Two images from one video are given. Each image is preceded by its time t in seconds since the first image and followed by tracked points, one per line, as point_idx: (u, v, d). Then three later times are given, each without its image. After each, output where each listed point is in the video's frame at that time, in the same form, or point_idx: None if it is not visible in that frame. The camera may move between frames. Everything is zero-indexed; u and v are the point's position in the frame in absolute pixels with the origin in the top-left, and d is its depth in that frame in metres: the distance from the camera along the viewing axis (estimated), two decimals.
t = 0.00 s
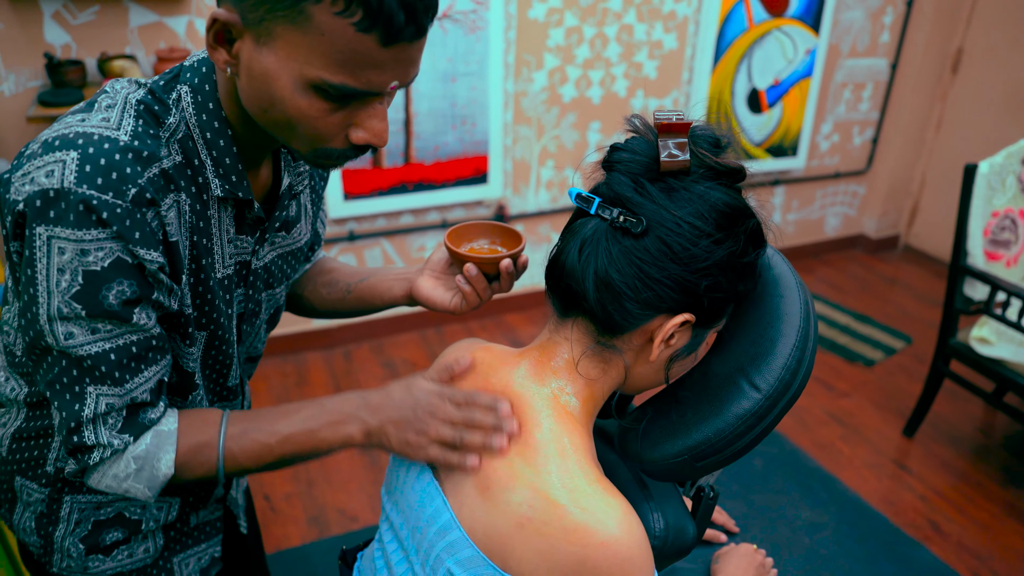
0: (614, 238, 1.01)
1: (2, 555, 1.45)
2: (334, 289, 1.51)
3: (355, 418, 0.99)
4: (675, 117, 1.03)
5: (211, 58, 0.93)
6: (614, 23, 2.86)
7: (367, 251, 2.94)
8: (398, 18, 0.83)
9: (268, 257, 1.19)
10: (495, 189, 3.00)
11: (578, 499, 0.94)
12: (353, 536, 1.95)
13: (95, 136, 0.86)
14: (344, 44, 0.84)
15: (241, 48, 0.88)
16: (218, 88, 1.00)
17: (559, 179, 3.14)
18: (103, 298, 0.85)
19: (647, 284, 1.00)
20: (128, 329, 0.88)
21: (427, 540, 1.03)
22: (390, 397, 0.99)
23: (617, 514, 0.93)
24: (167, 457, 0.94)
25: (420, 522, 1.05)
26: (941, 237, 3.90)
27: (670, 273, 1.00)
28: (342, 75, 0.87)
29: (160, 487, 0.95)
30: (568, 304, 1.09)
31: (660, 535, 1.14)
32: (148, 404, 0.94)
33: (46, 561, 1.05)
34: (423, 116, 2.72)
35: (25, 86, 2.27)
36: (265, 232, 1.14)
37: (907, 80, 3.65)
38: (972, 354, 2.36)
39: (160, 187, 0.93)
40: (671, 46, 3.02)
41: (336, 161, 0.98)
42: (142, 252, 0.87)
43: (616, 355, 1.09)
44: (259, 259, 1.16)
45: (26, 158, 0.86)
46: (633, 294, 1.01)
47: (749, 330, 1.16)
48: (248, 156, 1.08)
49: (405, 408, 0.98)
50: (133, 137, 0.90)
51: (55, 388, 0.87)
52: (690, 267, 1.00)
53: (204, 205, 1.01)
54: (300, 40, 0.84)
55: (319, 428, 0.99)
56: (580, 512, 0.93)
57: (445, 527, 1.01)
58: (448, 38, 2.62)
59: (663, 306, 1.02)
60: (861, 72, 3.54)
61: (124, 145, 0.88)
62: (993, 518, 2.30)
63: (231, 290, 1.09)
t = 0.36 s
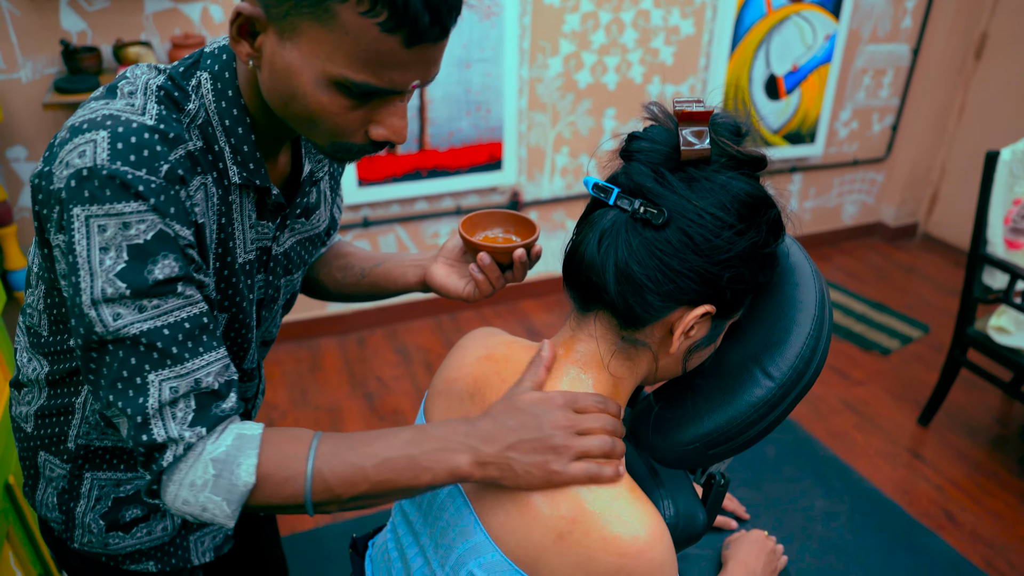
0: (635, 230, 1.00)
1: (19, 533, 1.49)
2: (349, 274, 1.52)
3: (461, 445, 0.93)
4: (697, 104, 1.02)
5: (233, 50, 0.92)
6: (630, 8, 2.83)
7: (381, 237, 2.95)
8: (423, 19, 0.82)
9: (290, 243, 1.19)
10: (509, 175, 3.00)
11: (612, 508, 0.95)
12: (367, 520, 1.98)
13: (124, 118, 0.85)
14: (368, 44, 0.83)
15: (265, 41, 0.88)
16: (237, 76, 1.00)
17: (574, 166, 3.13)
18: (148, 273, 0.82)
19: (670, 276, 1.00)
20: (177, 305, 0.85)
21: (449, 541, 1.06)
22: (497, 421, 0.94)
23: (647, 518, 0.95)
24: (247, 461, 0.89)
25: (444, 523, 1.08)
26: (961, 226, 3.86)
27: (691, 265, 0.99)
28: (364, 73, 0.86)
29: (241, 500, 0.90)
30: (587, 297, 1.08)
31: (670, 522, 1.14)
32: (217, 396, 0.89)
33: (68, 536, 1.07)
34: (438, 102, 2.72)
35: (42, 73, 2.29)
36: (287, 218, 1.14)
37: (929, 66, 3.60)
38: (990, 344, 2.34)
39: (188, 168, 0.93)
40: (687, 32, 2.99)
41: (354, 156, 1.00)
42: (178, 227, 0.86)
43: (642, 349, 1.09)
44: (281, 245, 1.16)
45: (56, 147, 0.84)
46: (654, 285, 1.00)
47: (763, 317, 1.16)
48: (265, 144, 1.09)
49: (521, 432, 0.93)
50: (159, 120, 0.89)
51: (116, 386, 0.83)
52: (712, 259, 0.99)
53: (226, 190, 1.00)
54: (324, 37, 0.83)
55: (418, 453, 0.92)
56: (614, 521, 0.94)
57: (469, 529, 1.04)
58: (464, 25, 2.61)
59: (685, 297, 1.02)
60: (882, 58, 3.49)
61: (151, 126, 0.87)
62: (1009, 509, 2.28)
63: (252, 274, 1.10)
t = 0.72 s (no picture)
0: (639, 214, 1.00)
1: (24, 519, 1.49)
2: (355, 267, 1.51)
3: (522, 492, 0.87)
4: (699, 86, 1.00)
5: (264, 53, 0.91)
6: None
7: (383, 223, 2.95)
8: (466, 34, 0.83)
9: (304, 240, 1.20)
10: (511, 159, 2.99)
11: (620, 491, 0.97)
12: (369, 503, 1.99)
13: (154, 122, 0.84)
14: (409, 55, 0.83)
15: (301, 46, 0.87)
16: (263, 78, 0.98)
17: (575, 151, 3.12)
18: (187, 279, 0.80)
19: (674, 261, 1.00)
20: (216, 309, 0.83)
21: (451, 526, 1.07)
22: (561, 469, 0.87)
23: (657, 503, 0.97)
24: (298, 478, 0.86)
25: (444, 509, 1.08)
26: (962, 210, 3.86)
27: (697, 250, 0.99)
28: (404, 84, 0.86)
29: (288, 518, 0.86)
30: (590, 282, 1.08)
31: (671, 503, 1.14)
32: (261, 400, 0.87)
33: (71, 532, 1.08)
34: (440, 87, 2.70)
35: (39, 57, 2.28)
36: (304, 215, 1.16)
37: (932, 50, 3.57)
38: (990, 329, 2.34)
39: (218, 171, 0.93)
40: (689, 15, 2.97)
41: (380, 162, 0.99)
42: (214, 232, 0.85)
43: (644, 334, 1.09)
44: (296, 242, 1.17)
45: (84, 153, 0.82)
46: (659, 270, 1.00)
47: (765, 301, 1.16)
48: (287, 145, 1.07)
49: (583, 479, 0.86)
50: (186, 124, 0.89)
51: (156, 395, 0.81)
52: (716, 243, 0.99)
53: (250, 191, 1.01)
54: (366, 47, 0.83)
55: (476, 497, 0.87)
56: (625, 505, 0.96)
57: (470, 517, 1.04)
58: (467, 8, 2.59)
59: (689, 282, 1.02)
60: (884, 41, 3.46)
61: (180, 130, 0.86)
62: (1009, 493, 2.30)
63: (274, 271, 1.11)
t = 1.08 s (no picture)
0: (621, 196, 1.01)
1: (24, 508, 1.49)
2: (356, 254, 1.51)
3: (378, 402, 0.96)
4: (691, 73, 1.01)
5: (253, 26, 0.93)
6: None
7: (383, 214, 2.95)
8: (446, 4, 0.83)
9: (295, 221, 1.21)
10: (512, 151, 2.98)
11: (588, 451, 0.95)
12: (368, 494, 1.99)
13: (129, 98, 0.87)
14: (391, 25, 0.84)
15: (287, 19, 0.89)
16: (252, 56, 1.01)
17: (576, 142, 3.12)
18: (129, 257, 0.85)
19: (652, 242, 1.00)
20: (152, 290, 0.88)
21: (436, 495, 1.04)
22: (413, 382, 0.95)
23: (627, 467, 0.94)
24: (185, 425, 0.93)
25: (430, 476, 1.06)
26: (964, 203, 3.85)
27: (675, 232, 0.99)
28: (386, 54, 0.87)
29: (177, 457, 0.94)
30: (576, 261, 1.09)
31: (671, 495, 1.15)
32: (172, 370, 0.93)
33: (76, 505, 1.09)
34: (440, 78, 2.69)
35: (38, 48, 2.27)
36: (292, 196, 1.16)
37: (934, 42, 3.56)
38: (990, 322, 2.34)
39: (191, 150, 0.93)
40: (690, 6, 2.95)
41: (368, 136, 1.00)
42: (171, 214, 0.87)
43: (623, 313, 1.08)
44: (286, 223, 1.18)
45: (61, 119, 0.86)
46: (637, 251, 1.00)
47: (765, 291, 1.16)
48: (277, 120, 1.09)
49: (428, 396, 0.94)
50: (167, 100, 0.91)
51: (81, 346, 0.88)
52: (695, 227, 0.99)
53: (232, 168, 1.02)
54: (348, 17, 0.84)
55: (341, 409, 0.96)
56: (590, 465, 0.94)
57: (454, 481, 1.02)
58: None
59: (667, 264, 1.01)
60: (886, 33, 3.45)
61: (158, 107, 0.89)
62: (1006, 485, 2.30)
63: (257, 253, 1.11)
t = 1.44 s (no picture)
0: (640, 201, 0.99)
1: (23, 503, 1.49)
2: (354, 241, 1.51)
3: (448, 392, 0.96)
4: (701, 71, 1.01)
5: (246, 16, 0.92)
6: None
7: (382, 209, 2.94)
8: None
9: (294, 210, 1.21)
10: (511, 145, 2.98)
11: (610, 473, 0.94)
12: (369, 489, 1.99)
13: (130, 80, 0.87)
14: (385, 13, 0.83)
15: (280, 7, 0.88)
16: (245, 42, 1.00)
17: (576, 136, 3.11)
18: (148, 234, 0.84)
19: (674, 247, 0.99)
20: (176, 265, 0.87)
21: (451, 509, 1.05)
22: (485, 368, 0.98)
23: (647, 487, 0.94)
24: (240, 415, 0.93)
25: (446, 490, 1.07)
26: (965, 197, 3.84)
27: (698, 237, 0.98)
28: (381, 43, 0.87)
29: (235, 454, 0.94)
30: (593, 269, 1.07)
31: (673, 491, 1.15)
32: (213, 355, 0.93)
33: (77, 493, 1.09)
34: (439, 71, 2.68)
35: (36, 41, 2.26)
36: (291, 184, 1.15)
37: (935, 36, 3.55)
38: (990, 317, 2.34)
39: (191, 132, 0.94)
40: None
41: (363, 125, 1.00)
42: (179, 189, 0.87)
43: (647, 320, 1.09)
44: (285, 211, 1.17)
45: (62, 108, 0.86)
46: (659, 257, 0.99)
47: (769, 289, 1.15)
48: (271, 110, 1.09)
49: (506, 377, 0.98)
50: (163, 84, 0.91)
51: (114, 344, 0.86)
52: (717, 229, 0.99)
53: (229, 155, 1.01)
54: (343, 4, 0.83)
55: (408, 402, 0.95)
56: (611, 486, 0.93)
57: (472, 497, 1.03)
58: None
59: (690, 269, 1.01)
60: (887, 27, 3.44)
61: (155, 90, 0.88)
62: (1006, 480, 2.31)
63: (257, 240, 1.11)
